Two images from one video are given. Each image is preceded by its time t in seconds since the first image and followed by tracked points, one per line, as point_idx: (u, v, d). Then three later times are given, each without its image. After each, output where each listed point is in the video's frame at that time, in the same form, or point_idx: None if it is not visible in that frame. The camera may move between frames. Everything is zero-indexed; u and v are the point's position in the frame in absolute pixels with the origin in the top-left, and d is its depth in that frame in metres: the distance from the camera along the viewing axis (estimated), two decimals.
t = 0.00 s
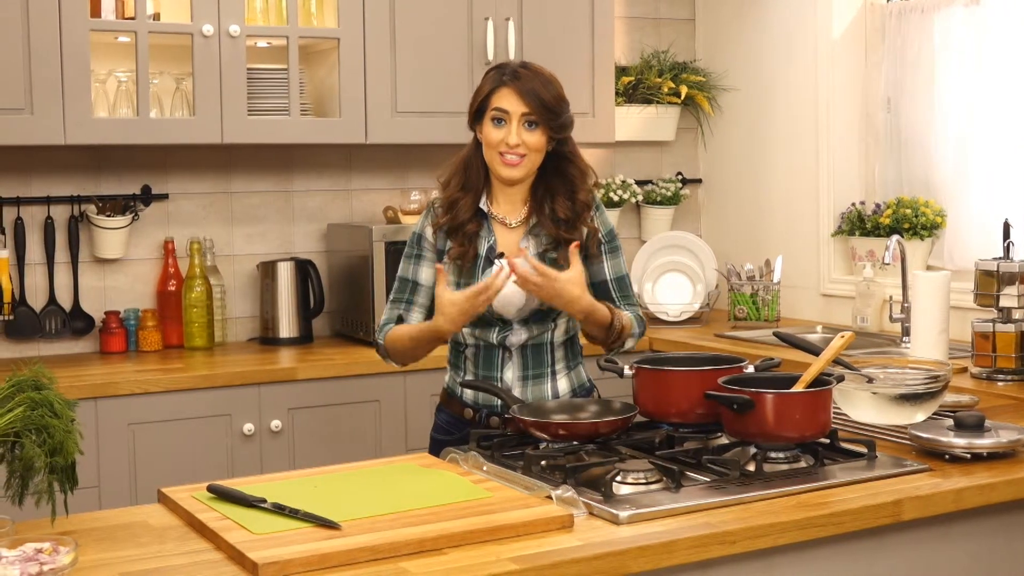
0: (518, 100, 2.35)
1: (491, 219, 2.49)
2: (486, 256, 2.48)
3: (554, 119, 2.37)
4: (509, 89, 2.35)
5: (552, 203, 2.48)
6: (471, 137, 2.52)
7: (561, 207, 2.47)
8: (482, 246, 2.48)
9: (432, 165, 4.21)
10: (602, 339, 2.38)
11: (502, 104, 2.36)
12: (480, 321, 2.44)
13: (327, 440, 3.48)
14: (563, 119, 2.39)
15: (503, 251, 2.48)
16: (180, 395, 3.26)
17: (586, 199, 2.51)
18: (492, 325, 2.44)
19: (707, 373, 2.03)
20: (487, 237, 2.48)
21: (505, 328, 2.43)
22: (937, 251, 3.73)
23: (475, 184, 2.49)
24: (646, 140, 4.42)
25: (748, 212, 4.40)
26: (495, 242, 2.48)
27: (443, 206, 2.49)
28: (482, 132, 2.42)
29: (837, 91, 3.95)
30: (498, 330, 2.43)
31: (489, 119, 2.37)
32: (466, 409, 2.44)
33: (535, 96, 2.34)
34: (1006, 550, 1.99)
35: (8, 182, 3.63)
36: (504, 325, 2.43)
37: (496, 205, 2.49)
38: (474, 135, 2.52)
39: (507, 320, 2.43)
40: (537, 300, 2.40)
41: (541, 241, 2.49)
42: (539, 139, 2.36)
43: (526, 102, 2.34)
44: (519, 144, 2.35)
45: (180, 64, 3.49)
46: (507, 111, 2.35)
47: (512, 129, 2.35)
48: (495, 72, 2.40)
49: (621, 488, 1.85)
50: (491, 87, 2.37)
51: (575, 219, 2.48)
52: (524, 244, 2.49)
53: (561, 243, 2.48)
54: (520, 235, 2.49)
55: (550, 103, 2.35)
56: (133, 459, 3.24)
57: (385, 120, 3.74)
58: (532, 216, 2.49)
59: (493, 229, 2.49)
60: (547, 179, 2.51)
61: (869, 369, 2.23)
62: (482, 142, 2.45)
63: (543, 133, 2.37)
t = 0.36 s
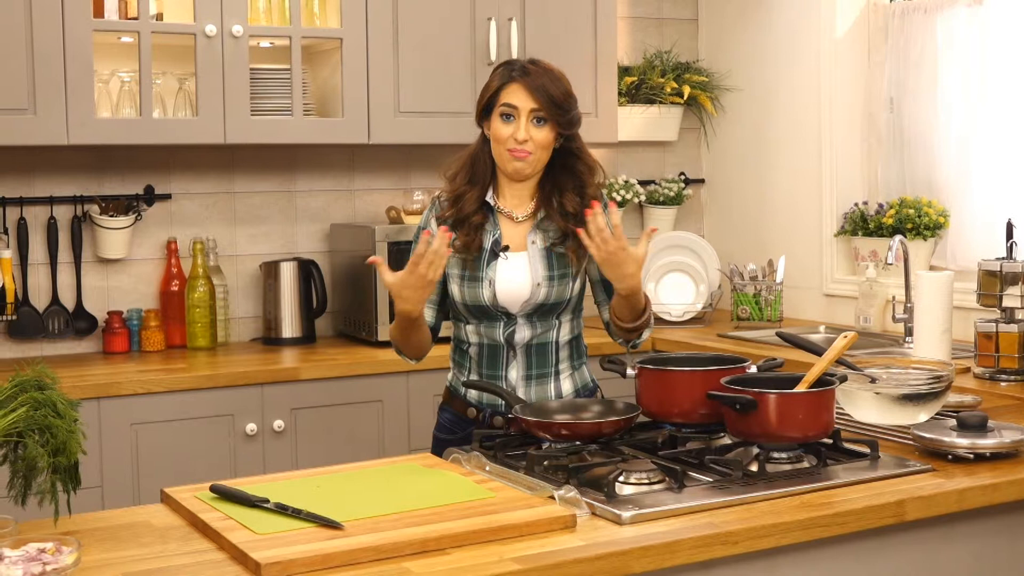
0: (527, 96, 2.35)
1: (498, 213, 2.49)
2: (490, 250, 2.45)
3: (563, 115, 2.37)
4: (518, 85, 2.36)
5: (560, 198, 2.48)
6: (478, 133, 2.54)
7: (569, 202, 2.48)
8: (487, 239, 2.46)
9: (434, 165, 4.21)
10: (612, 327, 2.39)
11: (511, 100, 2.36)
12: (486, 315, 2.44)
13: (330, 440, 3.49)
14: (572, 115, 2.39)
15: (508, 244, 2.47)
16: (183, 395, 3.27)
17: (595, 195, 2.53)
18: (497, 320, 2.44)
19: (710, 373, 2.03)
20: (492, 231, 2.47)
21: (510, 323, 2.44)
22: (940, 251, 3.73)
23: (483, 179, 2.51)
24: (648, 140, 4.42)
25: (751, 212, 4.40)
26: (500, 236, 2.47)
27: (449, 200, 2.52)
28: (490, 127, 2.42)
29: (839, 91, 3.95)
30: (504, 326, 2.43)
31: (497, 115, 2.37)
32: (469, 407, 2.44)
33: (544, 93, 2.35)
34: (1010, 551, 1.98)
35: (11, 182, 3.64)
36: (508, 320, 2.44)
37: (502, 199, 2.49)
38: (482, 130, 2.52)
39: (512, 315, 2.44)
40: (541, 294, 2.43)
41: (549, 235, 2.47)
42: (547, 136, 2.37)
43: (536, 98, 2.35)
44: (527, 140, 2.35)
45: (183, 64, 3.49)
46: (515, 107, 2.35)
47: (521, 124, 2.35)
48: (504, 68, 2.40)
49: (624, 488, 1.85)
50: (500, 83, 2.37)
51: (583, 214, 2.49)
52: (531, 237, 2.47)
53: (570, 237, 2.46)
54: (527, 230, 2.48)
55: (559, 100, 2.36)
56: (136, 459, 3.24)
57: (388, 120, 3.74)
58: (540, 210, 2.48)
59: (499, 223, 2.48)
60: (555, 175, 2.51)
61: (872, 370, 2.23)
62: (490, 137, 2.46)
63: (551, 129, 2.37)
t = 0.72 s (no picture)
0: (527, 98, 2.35)
1: (499, 213, 2.49)
2: (492, 250, 2.46)
3: (564, 117, 2.37)
4: (519, 87, 2.36)
5: (561, 199, 2.48)
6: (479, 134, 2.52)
7: (570, 202, 2.47)
8: (487, 240, 2.46)
9: (435, 165, 4.21)
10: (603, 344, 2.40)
11: (512, 102, 2.36)
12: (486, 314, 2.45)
13: (331, 440, 3.49)
14: (573, 117, 2.39)
15: (509, 245, 2.48)
16: (183, 395, 3.27)
17: (597, 197, 2.51)
18: (498, 320, 2.44)
19: (710, 373, 2.03)
20: (493, 231, 2.47)
21: (511, 322, 2.43)
22: (940, 251, 3.74)
23: (483, 179, 2.50)
24: (649, 139, 4.42)
25: (751, 212, 4.40)
26: (501, 236, 2.47)
27: (449, 199, 2.50)
28: (491, 128, 2.42)
29: (839, 91, 3.95)
30: (505, 326, 2.43)
31: (498, 117, 2.37)
32: (471, 407, 2.44)
33: (545, 94, 2.35)
34: (1010, 551, 1.98)
35: (11, 182, 3.64)
36: (509, 319, 2.43)
37: (503, 199, 2.48)
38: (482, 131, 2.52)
39: (513, 315, 2.42)
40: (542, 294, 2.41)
41: (551, 236, 2.49)
42: (548, 138, 2.37)
43: (537, 100, 2.35)
44: (528, 142, 2.36)
45: (184, 64, 3.49)
46: (516, 109, 2.36)
47: (522, 126, 2.35)
48: (505, 69, 2.39)
49: (624, 488, 1.85)
50: (501, 84, 2.37)
51: (584, 215, 2.48)
52: (532, 237, 2.48)
53: (571, 237, 2.47)
54: (528, 230, 2.48)
55: (559, 102, 2.36)
56: (137, 459, 3.24)
57: (388, 119, 3.74)
58: (541, 211, 2.49)
59: (500, 223, 2.48)
60: (557, 175, 2.51)
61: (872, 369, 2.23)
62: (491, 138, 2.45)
63: (552, 131, 2.37)
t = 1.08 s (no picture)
0: (533, 99, 2.35)
1: (494, 213, 2.49)
2: (488, 250, 2.45)
3: (567, 122, 2.37)
4: (526, 88, 2.35)
5: (559, 202, 2.48)
6: (481, 132, 2.52)
7: (568, 204, 2.47)
8: (483, 240, 2.46)
9: (434, 165, 4.21)
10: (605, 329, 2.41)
11: (517, 102, 2.35)
12: (485, 315, 2.44)
13: (331, 440, 3.49)
14: (575, 122, 2.39)
15: (506, 244, 2.46)
16: (183, 395, 3.27)
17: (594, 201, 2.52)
18: (496, 319, 2.44)
19: (710, 373, 2.03)
20: (489, 231, 2.47)
21: (509, 322, 2.43)
22: (941, 251, 3.74)
23: (479, 179, 2.50)
24: (650, 140, 4.42)
25: (751, 212, 4.40)
26: (497, 236, 2.46)
27: (446, 200, 2.51)
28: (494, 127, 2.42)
29: (840, 91, 3.95)
30: (504, 325, 2.43)
31: (502, 116, 2.37)
32: (472, 406, 2.44)
33: (551, 98, 2.35)
34: (1011, 550, 1.98)
35: (11, 181, 3.64)
36: (508, 318, 2.43)
37: (499, 199, 2.49)
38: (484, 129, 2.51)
39: (511, 314, 2.43)
40: (540, 292, 2.43)
41: (547, 235, 2.48)
42: (549, 141, 2.37)
43: (542, 103, 2.34)
44: (530, 143, 2.35)
45: (185, 64, 3.49)
46: (521, 109, 2.35)
47: (525, 127, 2.35)
48: (512, 70, 2.39)
49: (625, 487, 1.85)
50: (508, 84, 2.37)
51: (581, 217, 2.49)
52: (529, 237, 2.47)
53: (568, 239, 2.47)
54: (524, 230, 2.48)
55: (564, 106, 2.36)
56: (137, 459, 3.24)
57: (389, 119, 3.74)
58: (536, 211, 2.49)
59: (495, 223, 2.48)
60: (555, 178, 2.51)
61: (873, 369, 2.23)
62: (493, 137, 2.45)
63: (554, 135, 2.38)
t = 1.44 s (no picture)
0: (534, 98, 2.35)
1: (498, 213, 2.48)
2: (491, 250, 2.45)
3: (568, 119, 2.38)
4: (526, 87, 2.36)
5: (563, 202, 2.47)
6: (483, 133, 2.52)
7: (572, 205, 2.46)
8: (487, 240, 2.46)
9: (434, 165, 4.21)
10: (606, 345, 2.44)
11: (517, 101, 2.36)
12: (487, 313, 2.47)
13: (332, 440, 3.49)
14: (576, 119, 2.39)
15: (509, 244, 2.47)
16: (184, 395, 3.27)
17: (599, 199, 2.50)
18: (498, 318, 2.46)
19: (711, 373, 2.03)
20: (492, 231, 2.46)
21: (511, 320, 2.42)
22: (941, 251, 3.74)
23: (483, 179, 2.48)
24: (650, 140, 4.41)
25: (752, 212, 4.40)
26: (501, 236, 2.46)
27: (450, 199, 2.49)
28: (496, 127, 2.42)
29: (841, 91, 3.95)
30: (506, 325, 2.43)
31: (504, 116, 2.38)
32: (474, 406, 2.44)
33: (551, 95, 2.35)
34: (1011, 551, 1.98)
35: (12, 181, 3.64)
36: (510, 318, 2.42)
37: (502, 199, 2.48)
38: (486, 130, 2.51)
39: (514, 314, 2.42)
40: (542, 292, 2.48)
41: (551, 235, 2.48)
42: (551, 138, 2.37)
43: (543, 100, 2.35)
44: (531, 142, 2.36)
45: (185, 64, 3.49)
46: (521, 108, 2.36)
47: (526, 126, 2.35)
48: (511, 69, 2.40)
49: (626, 488, 1.85)
50: (508, 83, 2.37)
51: (585, 216, 2.47)
52: (533, 236, 2.48)
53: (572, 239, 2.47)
54: (528, 229, 2.48)
55: (565, 104, 2.36)
56: (138, 459, 3.24)
57: (389, 119, 3.74)
58: (541, 210, 2.48)
59: (499, 222, 2.47)
60: (560, 177, 2.50)
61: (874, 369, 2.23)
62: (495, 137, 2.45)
63: (556, 132, 2.38)
